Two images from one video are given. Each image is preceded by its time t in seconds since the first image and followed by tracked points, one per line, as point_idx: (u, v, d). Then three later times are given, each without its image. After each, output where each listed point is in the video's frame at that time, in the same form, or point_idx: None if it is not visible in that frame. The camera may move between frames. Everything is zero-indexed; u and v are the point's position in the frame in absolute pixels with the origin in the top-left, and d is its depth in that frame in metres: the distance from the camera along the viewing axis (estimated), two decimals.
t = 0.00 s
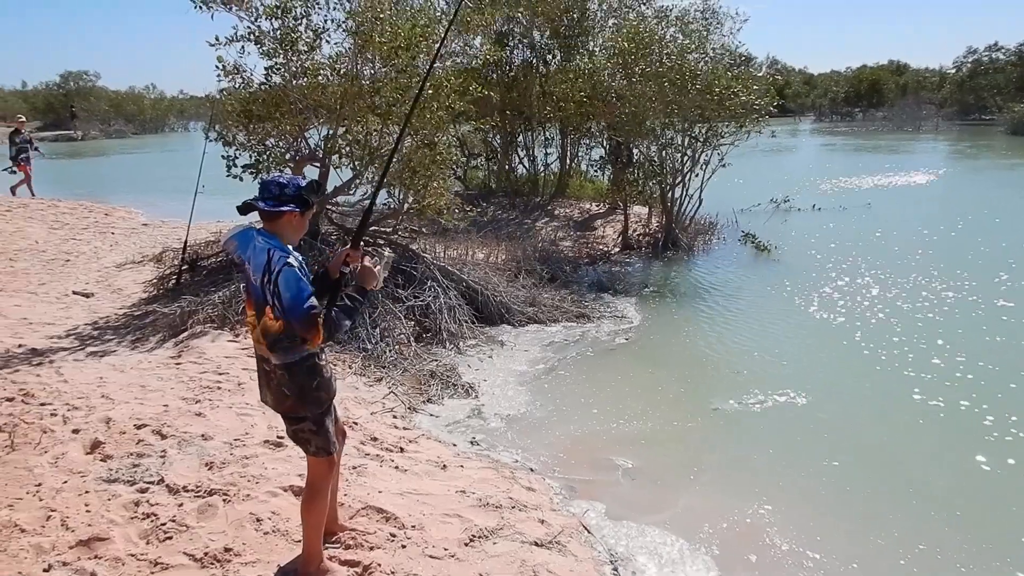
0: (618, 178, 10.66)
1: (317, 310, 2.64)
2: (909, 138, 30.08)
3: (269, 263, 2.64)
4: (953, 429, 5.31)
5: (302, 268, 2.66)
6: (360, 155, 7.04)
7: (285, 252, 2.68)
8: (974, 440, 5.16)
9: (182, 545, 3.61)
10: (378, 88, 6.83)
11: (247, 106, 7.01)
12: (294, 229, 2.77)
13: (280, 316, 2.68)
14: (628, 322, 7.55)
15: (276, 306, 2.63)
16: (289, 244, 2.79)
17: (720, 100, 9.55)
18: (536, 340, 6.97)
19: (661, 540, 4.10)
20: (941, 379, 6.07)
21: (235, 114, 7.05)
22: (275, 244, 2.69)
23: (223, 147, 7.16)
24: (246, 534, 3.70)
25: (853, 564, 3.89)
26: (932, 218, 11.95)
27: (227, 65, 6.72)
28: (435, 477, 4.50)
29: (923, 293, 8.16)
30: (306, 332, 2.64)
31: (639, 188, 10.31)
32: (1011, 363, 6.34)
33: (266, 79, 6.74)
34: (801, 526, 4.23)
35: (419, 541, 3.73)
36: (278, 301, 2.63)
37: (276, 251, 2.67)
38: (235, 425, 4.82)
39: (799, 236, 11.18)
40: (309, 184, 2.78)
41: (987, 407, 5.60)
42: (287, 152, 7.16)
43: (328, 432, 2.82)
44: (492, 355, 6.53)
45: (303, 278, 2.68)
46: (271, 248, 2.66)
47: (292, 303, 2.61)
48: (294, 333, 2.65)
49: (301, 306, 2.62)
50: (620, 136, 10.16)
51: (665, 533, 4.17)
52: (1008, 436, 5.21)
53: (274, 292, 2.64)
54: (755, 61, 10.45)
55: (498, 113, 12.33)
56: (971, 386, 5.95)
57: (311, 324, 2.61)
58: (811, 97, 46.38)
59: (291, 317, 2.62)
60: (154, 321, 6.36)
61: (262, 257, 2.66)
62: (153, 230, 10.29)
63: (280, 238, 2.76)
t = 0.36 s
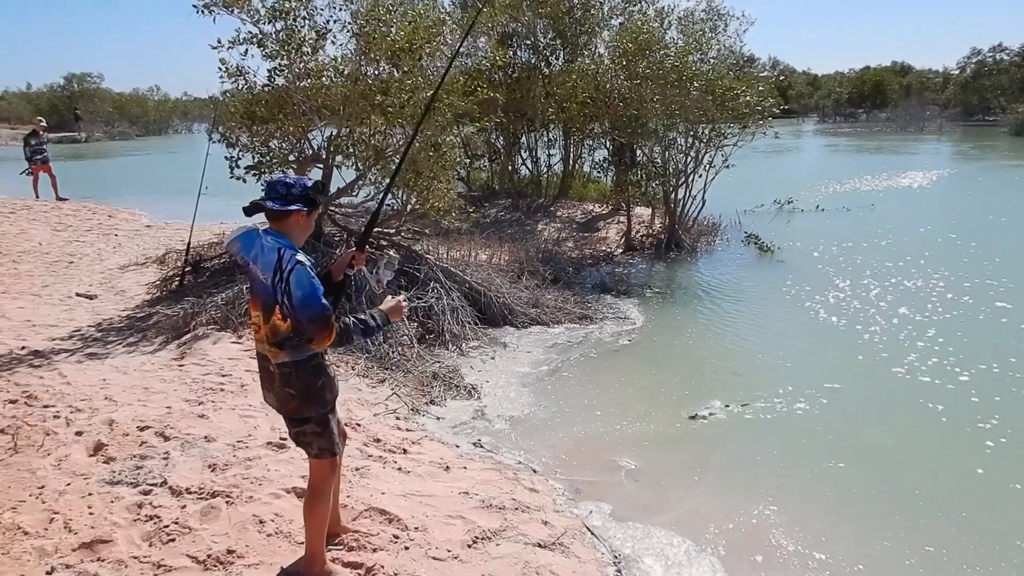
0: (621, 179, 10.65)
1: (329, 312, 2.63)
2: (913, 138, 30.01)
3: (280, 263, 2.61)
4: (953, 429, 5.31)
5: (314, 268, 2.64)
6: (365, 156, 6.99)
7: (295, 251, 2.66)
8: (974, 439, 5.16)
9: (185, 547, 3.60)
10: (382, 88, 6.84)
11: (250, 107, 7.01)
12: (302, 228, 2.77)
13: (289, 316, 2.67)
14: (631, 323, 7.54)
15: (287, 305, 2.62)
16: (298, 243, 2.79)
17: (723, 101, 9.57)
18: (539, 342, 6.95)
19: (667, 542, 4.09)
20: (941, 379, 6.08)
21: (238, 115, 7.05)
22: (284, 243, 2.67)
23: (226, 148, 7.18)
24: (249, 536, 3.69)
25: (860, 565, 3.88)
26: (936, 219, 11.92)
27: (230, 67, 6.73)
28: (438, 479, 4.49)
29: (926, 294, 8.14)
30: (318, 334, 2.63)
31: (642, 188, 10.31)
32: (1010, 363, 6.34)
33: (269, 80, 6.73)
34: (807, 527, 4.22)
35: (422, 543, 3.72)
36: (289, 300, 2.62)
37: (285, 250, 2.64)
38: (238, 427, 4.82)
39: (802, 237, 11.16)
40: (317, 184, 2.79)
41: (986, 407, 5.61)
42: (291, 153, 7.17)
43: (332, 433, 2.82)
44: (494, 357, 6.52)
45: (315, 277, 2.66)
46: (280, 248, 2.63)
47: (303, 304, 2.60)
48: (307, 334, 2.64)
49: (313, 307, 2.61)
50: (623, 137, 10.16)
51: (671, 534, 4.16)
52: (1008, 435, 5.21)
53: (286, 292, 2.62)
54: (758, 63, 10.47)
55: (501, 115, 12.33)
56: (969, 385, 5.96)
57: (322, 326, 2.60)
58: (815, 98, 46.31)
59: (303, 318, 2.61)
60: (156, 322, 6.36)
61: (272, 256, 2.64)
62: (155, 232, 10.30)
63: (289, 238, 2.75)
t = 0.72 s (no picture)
0: (621, 178, 10.64)
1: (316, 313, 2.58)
2: (913, 138, 30.01)
3: (278, 258, 2.60)
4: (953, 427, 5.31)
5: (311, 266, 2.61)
6: (364, 157, 6.95)
7: (294, 250, 2.65)
8: (973, 437, 5.17)
9: (187, 546, 3.61)
10: (384, 87, 6.82)
11: (249, 108, 7.00)
12: (299, 228, 2.76)
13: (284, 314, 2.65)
14: (631, 322, 7.54)
15: (277, 300, 2.58)
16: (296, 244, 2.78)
17: (724, 101, 9.57)
18: (540, 341, 6.95)
19: (669, 540, 4.09)
20: (940, 377, 6.08)
21: (238, 116, 7.04)
22: (283, 242, 2.67)
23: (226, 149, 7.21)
24: (250, 535, 3.69)
25: (862, 563, 3.89)
26: (937, 217, 11.91)
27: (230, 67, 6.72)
28: (439, 478, 4.50)
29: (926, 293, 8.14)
30: (301, 334, 2.58)
31: (642, 188, 10.28)
32: (1006, 360, 6.37)
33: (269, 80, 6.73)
34: (810, 525, 4.22)
35: (423, 542, 3.74)
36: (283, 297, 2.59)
37: (285, 247, 2.63)
38: (239, 427, 4.82)
39: (803, 236, 11.16)
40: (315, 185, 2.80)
41: (985, 405, 5.62)
42: (291, 154, 7.20)
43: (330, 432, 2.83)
44: (494, 357, 6.52)
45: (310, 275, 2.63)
46: (280, 245, 2.63)
47: (292, 300, 2.54)
48: (290, 333, 2.59)
49: (301, 304, 2.56)
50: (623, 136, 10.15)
51: (673, 532, 4.16)
52: (1006, 432, 5.23)
53: (278, 287, 2.58)
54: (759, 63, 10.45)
55: (501, 114, 12.33)
56: (966, 383, 5.97)
57: (307, 326, 2.55)
58: (815, 97, 46.32)
59: (289, 315, 2.56)
60: (157, 323, 6.36)
61: (270, 254, 2.63)
62: (155, 233, 10.31)
63: (286, 238, 2.75)
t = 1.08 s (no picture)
0: (622, 173, 10.61)
1: (288, 306, 2.59)
2: (915, 130, 29.92)
3: (248, 254, 2.62)
4: (956, 421, 5.31)
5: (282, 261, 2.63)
6: (366, 152, 6.97)
7: (264, 245, 2.67)
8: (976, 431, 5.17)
9: (190, 542, 3.62)
10: (388, 81, 6.84)
11: (249, 104, 6.94)
12: (269, 225, 2.77)
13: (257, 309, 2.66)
14: (633, 317, 7.54)
15: (250, 295, 2.60)
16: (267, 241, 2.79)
17: (728, 95, 9.59)
18: (541, 336, 6.95)
19: (670, 534, 4.10)
20: (943, 371, 6.08)
21: (238, 112, 7.00)
22: (253, 239, 2.69)
23: (226, 146, 7.15)
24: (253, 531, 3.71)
25: (866, 558, 3.90)
26: (939, 211, 11.89)
27: (230, 63, 6.69)
28: (441, 473, 4.51)
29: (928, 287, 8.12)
30: (274, 327, 2.59)
31: (644, 182, 10.25)
32: (1007, 354, 6.37)
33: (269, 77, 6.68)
34: (814, 520, 4.22)
35: (426, 537, 3.78)
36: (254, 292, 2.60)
37: (256, 243, 2.66)
38: (241, 423, 4.82)
39: (804, 230, 11.15)
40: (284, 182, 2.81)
41: (988, 399, 5.62)
42: (291, 150, 7.18)
43: (308, 426, 2.81)
44: (496, 352, 6.51)
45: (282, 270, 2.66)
46: (249, 241, 2.65)
47: (264, 293, 2.57)
48: (263, 327, 2.60)
49: (273, 297, 2.58)
50: (625, 130, 10.11)
51: (673, 527, 4.17)
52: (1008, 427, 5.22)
53: (250, 282, 2.60)
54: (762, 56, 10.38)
55: (502, 109, 12.30)
56: (968, 376, 5.99)
57: (278, 319, 2.56)
58: (816, 90, 46.19)
59: (262, 309, 2.58)
60: (159, 320, 6.33)
61: (241, 251, 2.65)
62: (156, 230, 10.31)
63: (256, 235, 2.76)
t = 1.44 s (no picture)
0: (625, 165, 10.57)
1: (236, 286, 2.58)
2: (919, 122, 29.83)
3: (196, 235, 2.61)
4: (958, 415, 5.27)
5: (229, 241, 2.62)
6: (368, 143, 6.95)
7: (213, 226, 2.66)
8: (980, 426, 5.12)
9: (193, 533, 3.63)
10: (390, 73, 6.81)
11: (251, 96, 6.97)
12: (219, 208, 2.76)
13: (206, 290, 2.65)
14: (636, 309, 7.52)
15: (196, 276, 2.59)
16: (217, 223, 2.77)
17: (731, 85, 9.50)
18: (544, 328, 6.95)
19: (672, 526, 4.11)
20: (947, 365, 6.05)
21: (240, 105, 7.01)
22: (201, 220, 2.67)
23: (228, 138, 7.13)
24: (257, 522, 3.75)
25: (871, 550, 3.90)
26: (943, 203, 11.86)
27: (231, 55, 6.67)
28: (444, 464, 4.53)
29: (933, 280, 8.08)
30: (222, 307, 2.59)
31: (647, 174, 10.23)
32: (1012, 348, 6.33)
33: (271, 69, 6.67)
34: (816, 513, 4.22)
35: (429, 528, 3.84)
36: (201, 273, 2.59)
37: (205, 224, 2.65)
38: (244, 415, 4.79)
39: (807, 222, 11.13)
40: (235, 166, 2.80)
41: (993, 393, 5.57)
42: (293, 142, 7.18)
43: (264, 407, 2.81)
44: (498, 344, 6.51)
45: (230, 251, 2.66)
46: (197, 222, 2.63)
47: (212, 273, 2.56)
48: (211, 307, 2.59)
49: (220, 277, 2.58)
50: (628, 122, 10.09)
51: (675, 518, 4.18)
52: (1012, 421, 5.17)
53: (197, 263, 2.59)
54: (765, 47, 10.30)
55: (505, 102, 12.26)
56: (972, 369, 5.96)
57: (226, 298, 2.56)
58: (820, 82, 46.00)
59: (209, 289, 2.58)
60: (161, 313, 6.30)
61: (188, 232, 2.63)
62: (159, 223, 10.29)
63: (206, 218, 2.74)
